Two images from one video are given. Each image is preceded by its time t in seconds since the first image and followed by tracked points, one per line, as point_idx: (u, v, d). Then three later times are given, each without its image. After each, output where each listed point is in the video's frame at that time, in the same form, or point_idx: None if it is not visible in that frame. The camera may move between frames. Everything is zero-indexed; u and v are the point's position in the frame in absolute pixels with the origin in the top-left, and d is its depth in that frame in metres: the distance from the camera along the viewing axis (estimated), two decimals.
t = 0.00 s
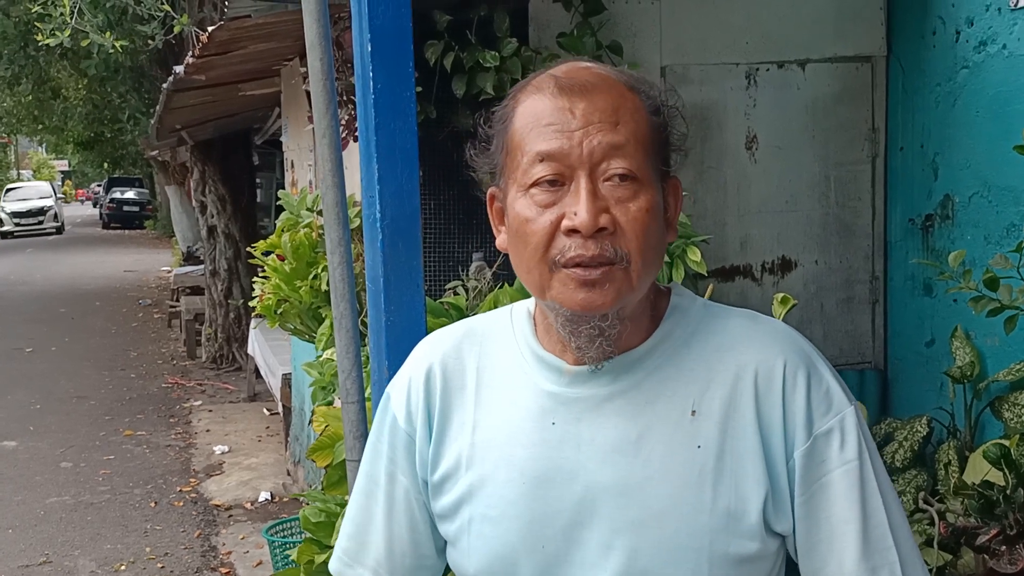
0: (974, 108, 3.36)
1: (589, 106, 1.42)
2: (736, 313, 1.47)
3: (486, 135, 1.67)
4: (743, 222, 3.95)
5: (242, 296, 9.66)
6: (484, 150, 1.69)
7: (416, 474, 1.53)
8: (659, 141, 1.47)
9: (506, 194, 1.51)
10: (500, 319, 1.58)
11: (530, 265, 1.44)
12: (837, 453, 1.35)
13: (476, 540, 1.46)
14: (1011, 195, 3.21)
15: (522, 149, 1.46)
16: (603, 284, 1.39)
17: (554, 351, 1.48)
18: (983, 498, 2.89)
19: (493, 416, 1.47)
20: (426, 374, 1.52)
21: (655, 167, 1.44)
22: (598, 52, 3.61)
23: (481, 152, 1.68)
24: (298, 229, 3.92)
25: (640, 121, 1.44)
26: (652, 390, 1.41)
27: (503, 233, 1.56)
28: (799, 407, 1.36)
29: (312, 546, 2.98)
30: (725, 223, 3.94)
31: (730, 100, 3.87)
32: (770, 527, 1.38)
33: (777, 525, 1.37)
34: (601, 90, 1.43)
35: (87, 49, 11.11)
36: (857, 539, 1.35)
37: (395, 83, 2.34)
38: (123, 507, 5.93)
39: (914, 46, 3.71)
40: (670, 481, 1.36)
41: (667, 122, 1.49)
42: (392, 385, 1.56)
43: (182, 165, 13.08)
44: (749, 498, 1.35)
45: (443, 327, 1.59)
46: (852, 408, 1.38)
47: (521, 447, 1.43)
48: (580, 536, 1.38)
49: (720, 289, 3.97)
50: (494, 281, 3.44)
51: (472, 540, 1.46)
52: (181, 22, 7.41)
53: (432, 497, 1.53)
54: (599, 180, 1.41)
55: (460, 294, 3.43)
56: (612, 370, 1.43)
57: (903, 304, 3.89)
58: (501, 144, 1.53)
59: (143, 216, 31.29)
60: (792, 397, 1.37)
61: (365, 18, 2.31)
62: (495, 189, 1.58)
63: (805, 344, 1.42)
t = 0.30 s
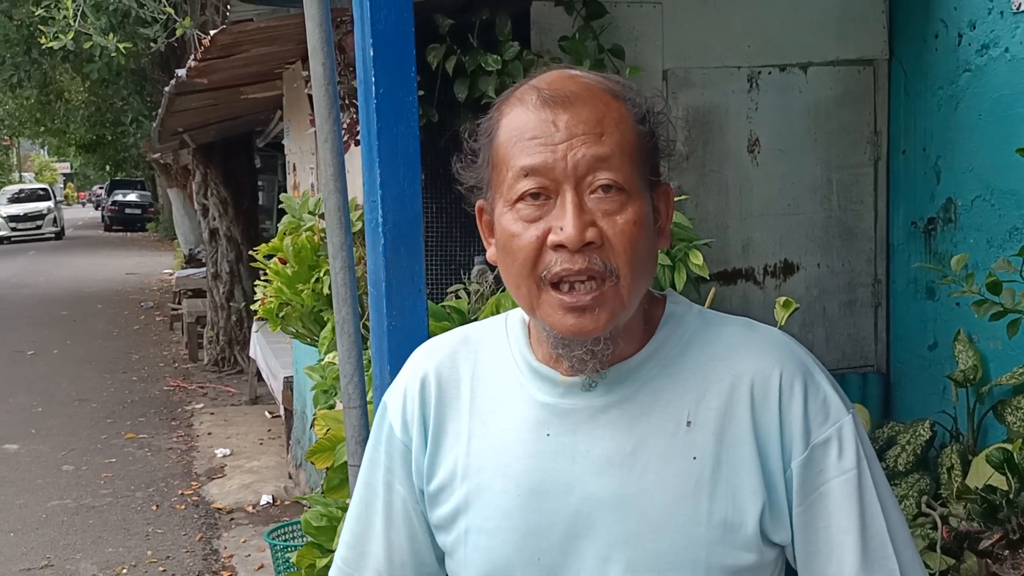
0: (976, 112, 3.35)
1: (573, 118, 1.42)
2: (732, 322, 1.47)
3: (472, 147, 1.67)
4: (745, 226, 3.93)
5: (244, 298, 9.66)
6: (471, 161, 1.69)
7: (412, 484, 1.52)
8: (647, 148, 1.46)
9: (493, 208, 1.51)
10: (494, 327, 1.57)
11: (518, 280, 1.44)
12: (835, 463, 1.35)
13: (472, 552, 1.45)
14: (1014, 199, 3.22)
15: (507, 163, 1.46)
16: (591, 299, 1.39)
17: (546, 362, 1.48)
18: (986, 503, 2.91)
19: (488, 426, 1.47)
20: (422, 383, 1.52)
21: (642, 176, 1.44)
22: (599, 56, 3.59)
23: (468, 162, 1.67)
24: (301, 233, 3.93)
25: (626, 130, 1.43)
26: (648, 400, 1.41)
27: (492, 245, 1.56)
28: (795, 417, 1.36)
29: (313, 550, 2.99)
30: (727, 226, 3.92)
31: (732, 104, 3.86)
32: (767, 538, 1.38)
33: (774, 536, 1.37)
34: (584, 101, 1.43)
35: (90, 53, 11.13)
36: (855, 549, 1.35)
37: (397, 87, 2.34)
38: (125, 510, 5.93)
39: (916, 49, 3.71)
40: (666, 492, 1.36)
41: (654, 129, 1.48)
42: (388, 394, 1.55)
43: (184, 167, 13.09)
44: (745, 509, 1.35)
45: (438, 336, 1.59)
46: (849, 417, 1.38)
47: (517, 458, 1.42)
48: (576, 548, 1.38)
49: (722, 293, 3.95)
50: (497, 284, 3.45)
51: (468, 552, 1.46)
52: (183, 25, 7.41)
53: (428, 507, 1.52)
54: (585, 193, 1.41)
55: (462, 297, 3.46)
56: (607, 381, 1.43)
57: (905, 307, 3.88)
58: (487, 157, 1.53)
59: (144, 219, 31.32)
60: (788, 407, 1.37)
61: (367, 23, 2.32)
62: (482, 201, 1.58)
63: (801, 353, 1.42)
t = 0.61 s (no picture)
0: (977, 116, 3.36)
1: (576, 131, 1.41)
2: (732, 331, 1.47)
3: (472, 155, 1.66)
4: (745, 230, 3.93)
5: (245, 301, 9.66)
6: (471, 169, 1.69)
7: (411, 492, 1.52)
8: (649, 160, 1.46)
9: (494, 219, 1.51)
10: (493, 335, 1.57)
11: (519, 293, 1.44)
12: (835, 476, 1.36)
13: (472, 563, 1.45)
14: (1013, 203, 3.22)
15: (509, 176, 1.46)
16: (593, 313, 1.39)
17: (545, 371, 1.47)
18: (987, 507, 2.96)
19: (488, 436, 1.47)
20: (421, 392, 1.52)
21: (644, 189, 1.44)
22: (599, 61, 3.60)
23: (468, 169, 1.67)
24: (301, 237, 3.93)
25: (628, 142, 1.43)
26: (648, 411, 1.41)
27: (492, 255, 1.56)
28: (796, 429, 1.37)
29: (313, 554, 3.00)
30: (728, 230, 3.92)
31: (732, 108, 3.86)
32: (767, 549, 1.38)
33: (773, 547, 1.38)
34: (587, 113, 1.42)
35: (93, 57, 11.15)
36: (856, 561, 1.36)
37: (397, 94, 2.35)
38: (126, 513, 5.93)
39: (916, 53, 3.71)
40: (667, 504, 1.36)
41: (657, 141, 1.48)
42: (386, 402, 1.55)
43: (185, 170, 13.10)
44: (745, 521, 1.35)
45: (437, 343, 1.59)
46: (850, 428, 1.39)
47: (517, 468, 1.43)
48: (576, 560, 1.38)
49: (723, 297, 3.95)
50: (497, 288, 3.47)
51: (468, 562, 1.46)
52: (185, 29, 7.41)
53: (428, 515, 1.52)
54: (588, 207, 1.41)
55: (462, 301, 3.47)
56: (606, 391, 1.43)
57: (906, 311, 3.88)
58: (488, 167, 1.53)
59: (146, 221, 31.34)
60: (789, 420, 1.37)
61: (367, 30, 2.32)
62: (483, 210, 1.58)
63: (802, 363, 1.43)
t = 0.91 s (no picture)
0: (978, 118, 3.36)
1: (593, 140, 1.41)
2: (739, 337, 1.48)
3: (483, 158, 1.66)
4: (747, 231, 3.93)
5: (247, 303, 9.67)
6: (481, 171, 1.69)
7: (416, 494, 1.53)
8: (662, 170, 1.47)
9: (507, 226, 1.51)
10: (500, 337, 1.58)
11: (533, 301, 1.44)
12: (841, 481, 1.36)
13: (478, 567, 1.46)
14: (1015, 204, 3.22)
15: (524, 183, 1.46)
16: (606, 324, 1.40)
17: (552, 376, 1.48)
18: (988, 509, 2.96)
19: (494, 439, 1.47)
20: (428, 395, 1.52)
21: (659, 200, 1.45)
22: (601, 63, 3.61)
23: (478, 172, 1.67)
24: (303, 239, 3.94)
25: (644, 153, 1.43)
26: (655, 415, 1.42)
27: (503, 260, 1.56)
28: (803, 435, 1.37)
29: (316, 556, 3.00)
30: (730, 231, 3.92)
31: (733, 110, 3.87)
32: (772, 554, 1.39)
33: (778, 552, 1.38)
34: (604, 123, 1.42)
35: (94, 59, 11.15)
36: (861, 566, 1.36)
37: (398, 96, 2.35)
38: (128, 515, 5.93)
39: (917, 54, 3.72)
40: (673, 508, 1.37)
41: (671, 150, 1.49)
42: (392, 403, 1.56)
43: (187, 172, 13.12)
44: (750, 525, 1.35)
45: (443, 345, 1.59)
46: (856, 434, 1.39)
47: (523, 472, 1.43)
48: (581, 563, 1.38)
49: (725, 298, 3.95)
50: (499, 290, 3.48)
51: (473, 566, 1.46)
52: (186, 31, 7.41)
53: (433, 517, 1.53)
54: (603, 218, 1.41)
55: (464, 303, 3.48)
56: (614, 396, 1.43)
57: (908, 312, 3.88)
58: (502, 173, 1.53)
59: (147, 223, 31.36)
60: (795, 425, 1.38)
61: (369, 33, 2.32)
62: (494, 215, 1.58)
63: (809, 369, 1.43)
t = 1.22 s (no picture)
0: (980, 122, 3.36)
1: (587, 139, 1.42)
2: (733, 337, 1.48)
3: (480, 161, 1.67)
4: (748, 235, 3.93)
5: (248, 307, 9.67)
6: (478, 174, 1.69)
7: (416, 499, 1.53)
8: (657, 168, 1.47)
9: (503, 225, 1.52)
10: (497, 341, 1.58)
11: (529, 297, 1.45)
12: (837, 478, 1.36)
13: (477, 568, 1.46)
14: (1017, 208, 3.22)
15: (520, 182, 1.46)
16: (602, 319, 1.40)
17: (550, 377, 1.48)
18: (990, 513, 2.95)
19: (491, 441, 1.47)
20: (426, 400, 1.53)
21: (653, 197, 1.45)
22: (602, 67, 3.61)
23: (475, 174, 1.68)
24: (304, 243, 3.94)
25: (638, 152, 1.44)
26: (650, 415, 1.41)
27: (500, 260, 1.56)
28: (797, 433, 1.37)
29: (318, 561, 3.02)
30: (731, 235, 3.92)
31: (735, 114, 3.87)
32: (769, 552, 1.39)
33: (776, 550, 1.38)
34: (598, 122, 1.43)
35: (95, 62, 11.16)
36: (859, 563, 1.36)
37: (400, 102, 2.35)
38: (129, 519, 5.93)
39: (918, 58, 3.72)
40: (669, 508, 1.37)
41: (664, 150, 1.49)
42: (391, 411, 1.56)
43: (188, 176, 13.13)
44: (747, 524, 1.35)
45: (440, 351, 1.60)
46: (850, 431, 1.39)
47: (520, 473, 1.43)
48: (580, 563, 1.38)
49: (726, 302, 3.95)
50: (500, 294, 3.48)
51: (473, 567, 1.46)
52: (188, 35, 7.42)
53: (433, 521, 1.52)
54: (598, 215, 1.42)
55: (466, 307, 3.48)
56: (611, 396, 1.43)
57: (909, 316, 3.88)
58: (498, 173, 1.53)
59: (149, 227, 31.40)
60: (790, 422, 1.38)
61: (371, 39, 2.33)
62: (491, 216, 1.58)
63: (802, 367, 1.43)
